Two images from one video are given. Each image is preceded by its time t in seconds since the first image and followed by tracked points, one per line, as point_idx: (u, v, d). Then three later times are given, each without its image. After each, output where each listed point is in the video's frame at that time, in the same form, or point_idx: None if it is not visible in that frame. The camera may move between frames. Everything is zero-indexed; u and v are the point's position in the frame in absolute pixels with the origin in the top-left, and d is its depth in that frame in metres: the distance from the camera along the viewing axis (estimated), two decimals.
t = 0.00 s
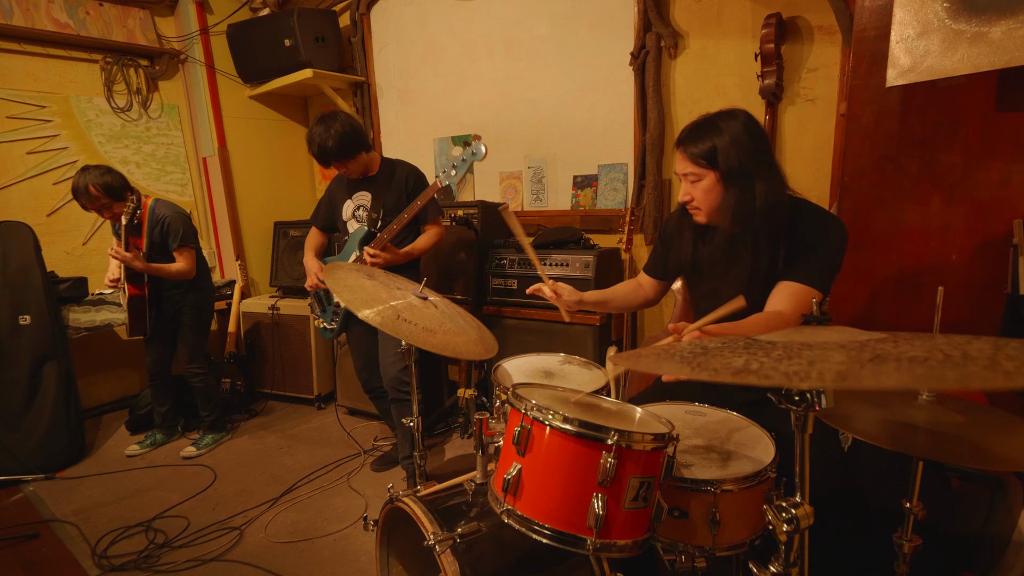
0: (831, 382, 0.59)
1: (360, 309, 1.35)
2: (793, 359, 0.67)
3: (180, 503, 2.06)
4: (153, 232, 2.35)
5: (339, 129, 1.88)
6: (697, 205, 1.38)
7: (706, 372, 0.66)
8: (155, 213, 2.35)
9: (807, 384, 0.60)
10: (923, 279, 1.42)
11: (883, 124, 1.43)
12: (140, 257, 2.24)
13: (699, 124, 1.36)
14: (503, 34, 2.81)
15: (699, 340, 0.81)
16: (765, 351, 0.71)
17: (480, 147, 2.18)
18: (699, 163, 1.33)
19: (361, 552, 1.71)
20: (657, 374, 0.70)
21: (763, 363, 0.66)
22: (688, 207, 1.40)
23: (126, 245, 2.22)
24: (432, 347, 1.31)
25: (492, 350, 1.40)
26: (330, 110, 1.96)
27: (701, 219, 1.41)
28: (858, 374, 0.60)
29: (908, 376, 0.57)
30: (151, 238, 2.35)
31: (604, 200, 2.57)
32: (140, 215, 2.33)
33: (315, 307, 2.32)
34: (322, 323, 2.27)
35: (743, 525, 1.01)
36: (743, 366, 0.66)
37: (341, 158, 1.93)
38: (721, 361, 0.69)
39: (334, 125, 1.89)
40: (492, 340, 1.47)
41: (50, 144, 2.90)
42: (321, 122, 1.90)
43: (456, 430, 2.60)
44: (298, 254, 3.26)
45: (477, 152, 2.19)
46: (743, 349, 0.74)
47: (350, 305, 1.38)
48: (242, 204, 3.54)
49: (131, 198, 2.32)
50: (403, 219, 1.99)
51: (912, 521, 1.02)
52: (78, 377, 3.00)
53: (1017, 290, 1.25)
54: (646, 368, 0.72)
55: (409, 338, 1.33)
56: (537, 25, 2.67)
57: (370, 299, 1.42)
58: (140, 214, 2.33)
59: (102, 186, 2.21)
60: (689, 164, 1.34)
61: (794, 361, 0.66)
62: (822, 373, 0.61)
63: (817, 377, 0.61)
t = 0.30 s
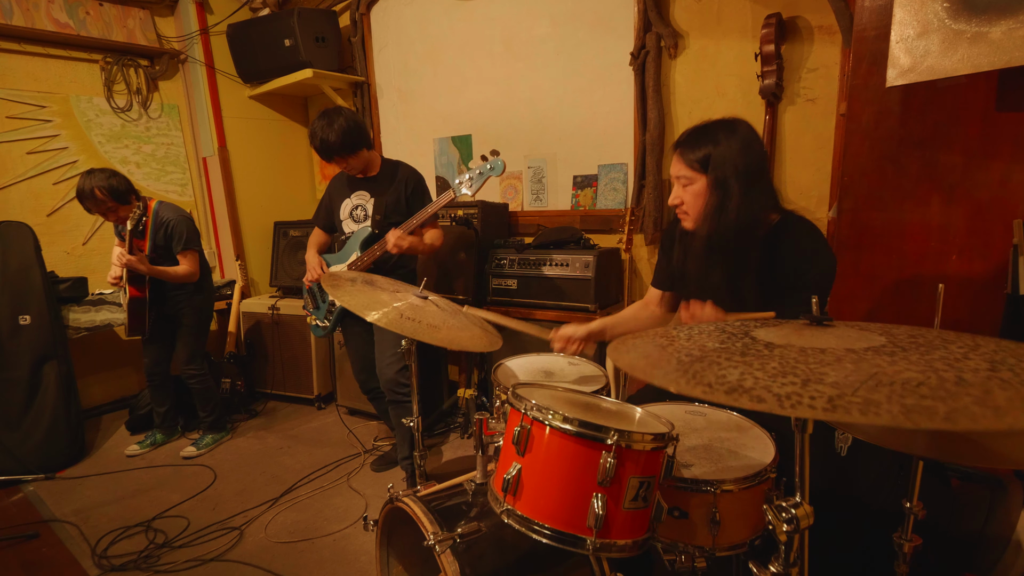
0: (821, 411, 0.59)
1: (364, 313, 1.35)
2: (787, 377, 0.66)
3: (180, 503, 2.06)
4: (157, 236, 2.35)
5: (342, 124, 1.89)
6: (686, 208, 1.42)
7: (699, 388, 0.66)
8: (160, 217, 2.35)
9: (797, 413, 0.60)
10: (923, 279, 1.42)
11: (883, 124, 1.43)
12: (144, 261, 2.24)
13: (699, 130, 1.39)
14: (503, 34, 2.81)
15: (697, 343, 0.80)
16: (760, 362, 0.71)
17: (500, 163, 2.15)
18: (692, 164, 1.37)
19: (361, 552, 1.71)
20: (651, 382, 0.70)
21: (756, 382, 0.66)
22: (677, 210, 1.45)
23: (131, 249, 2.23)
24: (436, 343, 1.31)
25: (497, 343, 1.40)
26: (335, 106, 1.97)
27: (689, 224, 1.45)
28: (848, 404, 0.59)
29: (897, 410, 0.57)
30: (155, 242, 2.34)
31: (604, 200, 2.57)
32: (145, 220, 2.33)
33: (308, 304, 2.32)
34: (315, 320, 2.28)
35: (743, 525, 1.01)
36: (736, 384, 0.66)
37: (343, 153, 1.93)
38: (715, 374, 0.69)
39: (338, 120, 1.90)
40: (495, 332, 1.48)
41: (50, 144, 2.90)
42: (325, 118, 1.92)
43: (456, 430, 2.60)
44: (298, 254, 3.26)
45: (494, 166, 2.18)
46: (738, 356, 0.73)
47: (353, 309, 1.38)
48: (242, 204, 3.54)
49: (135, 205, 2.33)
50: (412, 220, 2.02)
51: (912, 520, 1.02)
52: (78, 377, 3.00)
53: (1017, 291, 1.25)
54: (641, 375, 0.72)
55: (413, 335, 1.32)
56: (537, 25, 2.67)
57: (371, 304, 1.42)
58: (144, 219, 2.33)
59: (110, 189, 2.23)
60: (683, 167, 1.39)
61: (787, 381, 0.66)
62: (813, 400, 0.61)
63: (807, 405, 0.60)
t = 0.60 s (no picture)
0: (820, 387, 0.59)
1: (360, 311, 1.34)
2: (787, 363, 0.67)
3: (180, 503, 2.06)
4: (155, 234, 2.35)
5: (335, 118, 1.89)
6: (690, 210, 1.40)
7: (698, 374, 0.66)
8: (159, 214, 2.36)
9: (796, 388, 0.60)
10: (923, 279, 1.42)
11: (883, 124, 1.43)
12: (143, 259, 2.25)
13: (704, 130, 1.37)
14: (503, 34, 2.81)
15: (696, 342, 0.81)
16: (760, 354, 0.71)
17: (493, 147, 2.17)
18: (697, 165, 1.35)
19: (361, 552, 1.71)
20: (651, 375, 0.70)
21: (755, 367, 0.66)
22: (680, 211, 1.43)
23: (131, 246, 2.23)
24: (433, 349, 1.31)
25: (493, 349, 1.41)
26: (327, 102, 1.97)
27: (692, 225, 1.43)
28: (847, 380, 0.60)
29: (897, 384, 0.57)
30: (153, 239, 2.35)
31: (604, 200, 2.57)
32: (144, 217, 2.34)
33: (313, 305, 2.32)
34: (320, 322, 2.27)
35: (743, 525, 1.01)
36: (735, 369, 0.66)
37: (335, 147, 1.93)
38: (714, 363, 0.69)
39: (330, 115, 1.90)
40: (492, 337, 1.49)
41: (50, 144, 2.90)
42: (318, 114, 1.91)
43: (456, 430, 2.60)
44: (298, 254, 3.26)
45: (488, 152, 2.20)
46: (738, 350, 0.74)
47: (350, 309, 1.37)
48: (241, 204, 3.54)
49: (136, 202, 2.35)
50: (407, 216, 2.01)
51: (912, 520, 1.02)
52: (78, 377, 3.00)
53: (1018, 291, 1.25)
54: (641, 370, 0.72)
55: (411, 341, 1.33)
56: (537, 25, 2.67)
57: (370, 302, 1.41)
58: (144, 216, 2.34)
59: (110, 185, 2.23)
60: (686, 170, 1.37)
61: (788, 365, 0.66)
62: (812, 378, 0.61)
63: (807, 382, 0.61)
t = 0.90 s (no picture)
0: (821, 393, 0.59)
1: (363, 302, 1.34)
2: (787, 367, 0.66)
3: (180, 503, 2.06)
4: (154, 237, 2.35)
5: (344, 116, 1.90)
6: (685, 210, 1.42)
7: (698, 378, 0.66)
8: (155, 220, 2.35)
9: (796, 395, 0.60)
10: (923, 279, 1.42)
11: (883, 124, 1.43)
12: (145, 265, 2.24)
13: (696, 132, 1.38)
14: (503, 34, 2.81)
15: (696, 342, 0.81)
16: (760, 356, 0.71)
17: (484, 136, 2.20)
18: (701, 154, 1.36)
19: (361, 552, 1.71)
20: (651, 377, 0.70)
21: (755, 371, 0.66)
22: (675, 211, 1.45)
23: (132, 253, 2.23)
24: (434, 345, 1.31)
25: (490, 352, 1.41)
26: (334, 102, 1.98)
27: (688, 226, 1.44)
28: (847, 386, 0.60)
29: (897, 390, 0.57)
30: (153, 244, 2.36)
31: (604, 200, 2.57)
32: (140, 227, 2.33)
33: (315, 308, 2.31)
34: (323, 323, 2.27)
35: (743, 525, 1.01)
36: (735, 373, 0.66)
37: (342, 145, 1.92)
38: (714, 366, 0.69)
39: (338, 113, 1.91)
40: (489, 345, 1.49)
41: (50, 144, 2.91)
42: (323, 112, 1.91)
43: (456, 430, 2.60)
44: (298, 253, 3.26)
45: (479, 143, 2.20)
46: (738, 352, 0.74)
47: (353, 298, 1.37)
48: (241, 204, 3.54)
49: (133, 211, 2.33)
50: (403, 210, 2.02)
51: (912, 520, 1.02)
52: (78, 377, 3.00)
53: (1017, 291, 1.25)
54: (641, 372, 0.72)
55: (411, 334, 1.32)
56: (537, 25, 2.67)
57: (371, 295, 1.42)
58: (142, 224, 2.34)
59: (105, 196, 2.20)
60: (681, 172, 1.38)
61: (788, 370, 0.66)
62: (813, 384, 0.61)
63: (807, 388, 0.60)
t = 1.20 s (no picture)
0: (821, 394, 0.59)
1: (364, 315, 1.34)
2: (788, 367, 0.67)
3: (180, 503, 2.06)
4: (151, 230, 2.35)
5: (338, 113, 1.89)
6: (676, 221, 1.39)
7: (699, 378, 0.66)
8: (152, 211, 2.36)
9: (797, 396, 0.60)
10: (923, 278, 1.42)
11: (883, 124, 1.43)
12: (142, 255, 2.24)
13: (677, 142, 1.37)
14: (503, 34, 2.81)
15: (697, 342, 0.81)
16: (760, 357, 0.71)
17: (499, 147, 2.16)
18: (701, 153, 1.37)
19: (361, 552, 1.71)
20: (651, 378, 0.70)
21: (756, 371, 0.66)
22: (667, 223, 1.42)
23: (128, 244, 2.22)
24: (439, 345, 1.31)
25: (497, 342, 1.41)
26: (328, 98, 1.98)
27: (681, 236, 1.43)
28: (847, 387, 0.59)
29: (897, 391, 0.57)
30: (148, 236, 2.35)
31: (604, 201, 2.57)
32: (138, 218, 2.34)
33: (320, 306, 2.29)
34: (329, 322, 2.23)
35: (744, 525, 1.01)
36: (736, 374, 0.66)
37: (337, 142, 1.93)
38: (714, 367, 0.69)
39: (333, 109, 1.91)
40: (495, 332, 1.48)
41: (50, 144, 2.90)
42: (318, 109, 1.91)
43: (456, 430, 2.60)
44: (298, 254, 3.26)
45: (494, 152, 2.18)
46: (739, 353, 0.74)
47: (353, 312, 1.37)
48: (241, 204, 3.54)
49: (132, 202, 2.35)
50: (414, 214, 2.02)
51: (912, 520, 1.02)
52: (78, 377, 2.99)
53: (1017, 290, 1.25)
54: (641, 372, 0.72)
55: (415, 338, 1.32)
56: (537, 25, 2.67)
57: (371, 305, 1.41)
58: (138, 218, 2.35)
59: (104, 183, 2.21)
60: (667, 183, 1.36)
61: (789, 370, 0.66)
62: (813, 385, 0.61)
63: (807, 389, 0.60)
